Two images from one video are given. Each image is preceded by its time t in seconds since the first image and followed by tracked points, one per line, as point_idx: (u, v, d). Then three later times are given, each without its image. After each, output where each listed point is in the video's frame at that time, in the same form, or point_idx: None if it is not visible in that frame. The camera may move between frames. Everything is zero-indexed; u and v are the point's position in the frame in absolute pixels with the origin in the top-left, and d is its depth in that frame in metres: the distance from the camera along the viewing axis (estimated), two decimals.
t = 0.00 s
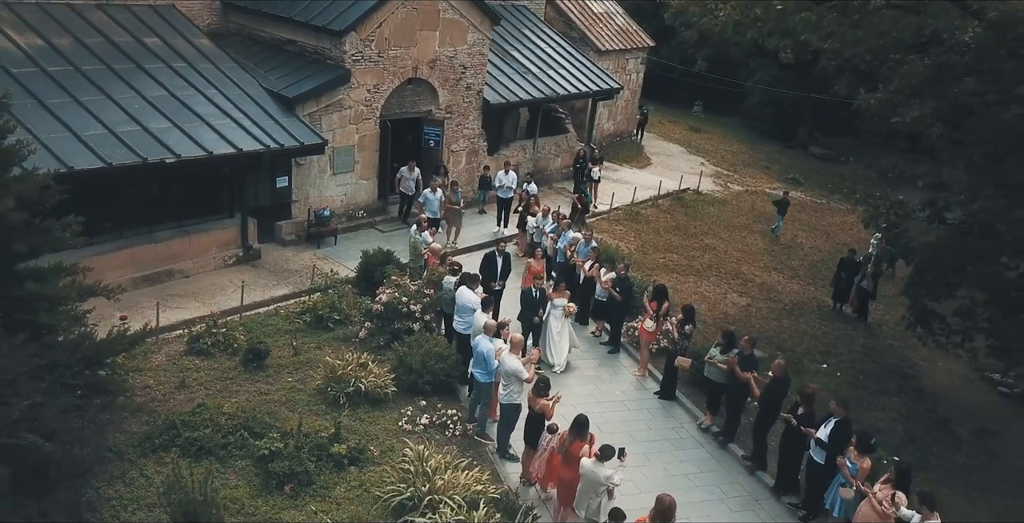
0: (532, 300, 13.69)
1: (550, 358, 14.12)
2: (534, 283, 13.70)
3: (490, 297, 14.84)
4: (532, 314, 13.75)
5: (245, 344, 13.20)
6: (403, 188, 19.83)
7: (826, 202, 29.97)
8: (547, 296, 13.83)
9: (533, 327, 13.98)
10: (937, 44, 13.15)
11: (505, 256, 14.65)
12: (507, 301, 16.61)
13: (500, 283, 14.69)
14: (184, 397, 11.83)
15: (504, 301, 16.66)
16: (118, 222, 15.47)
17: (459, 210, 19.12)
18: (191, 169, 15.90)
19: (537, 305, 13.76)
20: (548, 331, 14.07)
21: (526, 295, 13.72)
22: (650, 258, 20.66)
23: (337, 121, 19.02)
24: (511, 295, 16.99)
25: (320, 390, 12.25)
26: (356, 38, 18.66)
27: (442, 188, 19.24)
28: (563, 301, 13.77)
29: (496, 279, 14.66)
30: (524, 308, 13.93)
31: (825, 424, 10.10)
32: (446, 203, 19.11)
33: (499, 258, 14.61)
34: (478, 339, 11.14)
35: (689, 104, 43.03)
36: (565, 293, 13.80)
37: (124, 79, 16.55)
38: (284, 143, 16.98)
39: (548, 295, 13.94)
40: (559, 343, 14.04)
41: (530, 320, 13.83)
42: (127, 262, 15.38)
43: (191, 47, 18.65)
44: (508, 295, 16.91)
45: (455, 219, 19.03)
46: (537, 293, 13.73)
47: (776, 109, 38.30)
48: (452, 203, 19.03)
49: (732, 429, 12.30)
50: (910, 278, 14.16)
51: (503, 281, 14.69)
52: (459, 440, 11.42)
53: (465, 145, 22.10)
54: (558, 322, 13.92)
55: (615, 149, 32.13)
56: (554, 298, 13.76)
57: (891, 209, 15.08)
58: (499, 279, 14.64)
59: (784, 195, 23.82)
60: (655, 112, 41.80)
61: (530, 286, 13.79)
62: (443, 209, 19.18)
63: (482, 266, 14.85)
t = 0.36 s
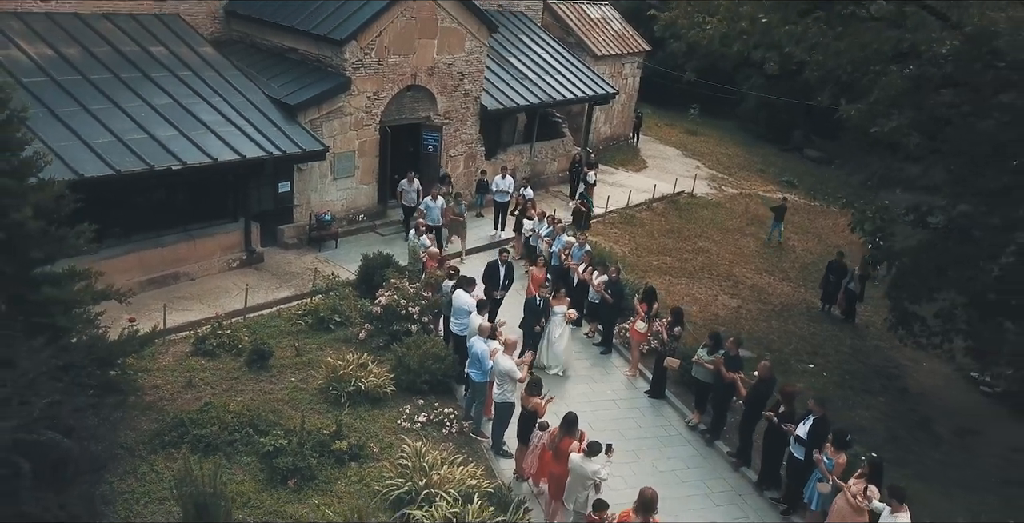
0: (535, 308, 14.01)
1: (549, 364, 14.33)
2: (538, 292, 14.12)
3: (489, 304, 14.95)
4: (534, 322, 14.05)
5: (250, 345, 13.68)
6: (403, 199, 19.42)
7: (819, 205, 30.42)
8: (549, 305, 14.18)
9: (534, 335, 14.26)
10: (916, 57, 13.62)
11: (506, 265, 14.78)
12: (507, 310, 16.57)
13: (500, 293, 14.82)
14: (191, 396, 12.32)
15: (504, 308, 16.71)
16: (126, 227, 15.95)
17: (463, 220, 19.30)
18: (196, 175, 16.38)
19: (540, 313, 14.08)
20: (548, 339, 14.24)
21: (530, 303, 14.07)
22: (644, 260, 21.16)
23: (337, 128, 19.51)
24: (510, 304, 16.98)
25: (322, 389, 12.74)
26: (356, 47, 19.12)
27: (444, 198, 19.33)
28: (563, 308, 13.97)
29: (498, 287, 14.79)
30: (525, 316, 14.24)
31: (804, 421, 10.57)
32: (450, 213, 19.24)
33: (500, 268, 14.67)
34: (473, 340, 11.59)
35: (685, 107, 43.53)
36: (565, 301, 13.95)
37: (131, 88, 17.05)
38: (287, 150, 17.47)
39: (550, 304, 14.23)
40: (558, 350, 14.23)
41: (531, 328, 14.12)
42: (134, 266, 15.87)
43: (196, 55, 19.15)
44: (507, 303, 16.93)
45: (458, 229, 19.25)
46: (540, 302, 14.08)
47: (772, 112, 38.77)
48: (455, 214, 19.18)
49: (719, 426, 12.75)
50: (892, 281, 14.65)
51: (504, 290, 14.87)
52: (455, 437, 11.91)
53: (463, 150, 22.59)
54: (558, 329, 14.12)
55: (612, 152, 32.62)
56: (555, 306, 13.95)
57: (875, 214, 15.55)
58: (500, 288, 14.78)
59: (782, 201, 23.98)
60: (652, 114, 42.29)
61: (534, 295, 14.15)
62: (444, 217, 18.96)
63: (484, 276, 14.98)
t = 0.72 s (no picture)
0: (536, 320, 14.13)
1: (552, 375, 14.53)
2: (538, 303, 14.21)
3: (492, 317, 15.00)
4: (535, 333, 14.20)
5: (254, 345, 14.23)
6: (405, 209, 19.83)
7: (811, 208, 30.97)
8: (550, 315, 14.30)
9: (535, 347, 14.41)
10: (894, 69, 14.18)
11: (508, 276, 14.80)
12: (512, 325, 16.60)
13: (502, 305, 14.91)
14: (199, 394, 12.87)
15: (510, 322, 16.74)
16: (134, 230, 16.51)
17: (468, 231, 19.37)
18: (202, 181, 16.94)
19: (541, 324, 14.21)
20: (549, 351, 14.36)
21: (530, 315, 14.18)
22: (636, 263, 21.72)
23: (338, 134, 20.07)
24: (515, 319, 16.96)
25: (324, 387, 13.30)
26: (356, 56, 19.68)
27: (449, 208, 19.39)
28: (564, 320, 14.11)
29: (500, 299, 14.84)
30: (526, 327, 14.35)
31: (782, 418, 11.12)
32: (456, 224, 19.60)
33: (502, 279, 14.77)
34: (468, 340, 12.15)
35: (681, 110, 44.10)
36: (566, 313, 14.15)
37: (138, 96, 17.61)
38: (289, 156, 18.04)
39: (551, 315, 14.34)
40: (563, 362, 14.34)
41: (532, 339, 14.25)
42: (142, 269, 16.45)
43: (201, 64, 19.72)
44: (512, 317, 16.91)
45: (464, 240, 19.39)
46: (541, 313, 14.20)
47: (767, 116, 39.32)
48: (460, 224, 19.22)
49: (704, 423, 13.30)
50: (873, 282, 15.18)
51: (506, 301, 14.93)
52: (451, 433, 12.46)
53: (461, 155, 23.18)
54: (559, 341, 14.23)
55: (608, 156, 33.19)
56: (556, 318, 14.12)
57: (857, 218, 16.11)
58: (502, 300, 14.84)
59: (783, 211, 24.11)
60: (649, 117, 42.85)
61: (535, 307, 14.26)
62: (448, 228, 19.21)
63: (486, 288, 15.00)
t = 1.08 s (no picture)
0: (536, 326, 14.16)
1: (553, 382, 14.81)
2: (538, 310, 14.25)
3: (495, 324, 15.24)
4: (537, 340, 14.20)
5: (259, 346, 14.78)
6: (409, 218, 19.76)
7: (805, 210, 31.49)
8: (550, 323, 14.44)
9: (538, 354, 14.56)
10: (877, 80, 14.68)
11: (512, 286, 15.05)
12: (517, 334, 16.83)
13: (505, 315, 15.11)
14: (207, 392, 13.42)
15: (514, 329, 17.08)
16: (142, 234, 17.06)
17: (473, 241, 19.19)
18: (209, 187, 17.50)
19: (541, 331, 14.24)
20: (550, 356, 14.62)
21: (531, 322, 14.20)
22: (631, 265, 22.26)
23: (340, 140, 20.60)
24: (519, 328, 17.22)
25: (327, 386, 13.85)
26: (358, 64, 20.20)
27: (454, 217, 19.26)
28: (566, 327, 14.37)
29: (502, 311, 15.03)
30: (527, 335, 14.33)
31: (764, 415, 11.66)
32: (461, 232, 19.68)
33: (506, 289, 15.02)
34: (465, 341, 12.64)
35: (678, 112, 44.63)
36: (568, 320, 14.37)
37: (147, 104, 18.17)
38: (293, 162, 18.59)
39: (551, 321, 14.50)
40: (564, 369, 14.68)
41: (535, 346, 14.25)
42: (150, 272, 17.00)
43: (207, 72, 20.27)
44: (514, 323, 17.28)
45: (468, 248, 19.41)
46: (541, 319, 14.24)
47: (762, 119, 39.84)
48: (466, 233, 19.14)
49: (692, 421, 13.83)
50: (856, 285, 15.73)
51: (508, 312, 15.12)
52: (449, 430, 13.00)
53: (459, 159, 23.72)
54: (559, 348, 14.46)
55: (604, 159, 33.72)
56: (558, 325, 14.35)
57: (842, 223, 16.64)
58: (505, 310, 15.06)
59: (784, 220, 24.26)
60: (646, 120, 43.40)
61: (534, 314, 14.30)
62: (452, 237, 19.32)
63: (488, 298, 15.15)
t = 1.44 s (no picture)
0: (538, 339, 14.32)
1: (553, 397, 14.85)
2: (540, 323, 14.39)
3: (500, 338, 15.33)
4: (538, 354, 14.39)
5: (264, 348, 15.38)
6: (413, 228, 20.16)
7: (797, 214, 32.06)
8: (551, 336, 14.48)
9: (538, 367, 14.62)
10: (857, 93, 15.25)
11: (518, 298, 15.11)
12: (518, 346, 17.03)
13: (510, 327, 15.21)
14: (214, 393, 14.03)
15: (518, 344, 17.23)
16: (150, 240, 17.66)
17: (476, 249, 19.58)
18: (215, 194, 18.10)
19: (543, 344, 14.38)
20: (551, 369, 14.66)
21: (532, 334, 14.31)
22: (625, 269, 22.86)
23: (341, 147, 21.20)
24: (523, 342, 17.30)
25: (329, 387, 14.46)
26: (358, 73, 20.78)
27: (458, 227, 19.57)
28: (567, 340, 14.35)
29: (508, 323, 15.15)
30: (529, 347, 14.48)
31: (745, 414, 12.26)
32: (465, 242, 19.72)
33: (512, 302, 15.05)
34: (461, 344, 13.24)
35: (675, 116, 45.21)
36: (569, 333, 14.36)
37: (154, 114, 18.78)
38: (295, 170, 19.20)
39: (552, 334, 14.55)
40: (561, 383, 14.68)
41: (535, 359, 14.45)
42: (158, 277, 17.61)
43: (212, 81, 20.88)
44: (517, 335, 17.58)
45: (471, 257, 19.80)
46: (542, 333, 14.36)
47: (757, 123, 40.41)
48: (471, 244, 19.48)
49: (679, 420, 14.42)
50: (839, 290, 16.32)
51: (513, 324, 15.22)
52: (446, 429, 13.59)
53: (457, 166, 24.34)
54: (561, 361, 14.53)
55: (601, 163, 34.31)
56: (558, 338, 14.32)
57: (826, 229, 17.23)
58: (511, 323, 15.16)
59: (784, 229, 24.51)
60: (642, 123, 43.99)
61: (536, 326, 14.41)
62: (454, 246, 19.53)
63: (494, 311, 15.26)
